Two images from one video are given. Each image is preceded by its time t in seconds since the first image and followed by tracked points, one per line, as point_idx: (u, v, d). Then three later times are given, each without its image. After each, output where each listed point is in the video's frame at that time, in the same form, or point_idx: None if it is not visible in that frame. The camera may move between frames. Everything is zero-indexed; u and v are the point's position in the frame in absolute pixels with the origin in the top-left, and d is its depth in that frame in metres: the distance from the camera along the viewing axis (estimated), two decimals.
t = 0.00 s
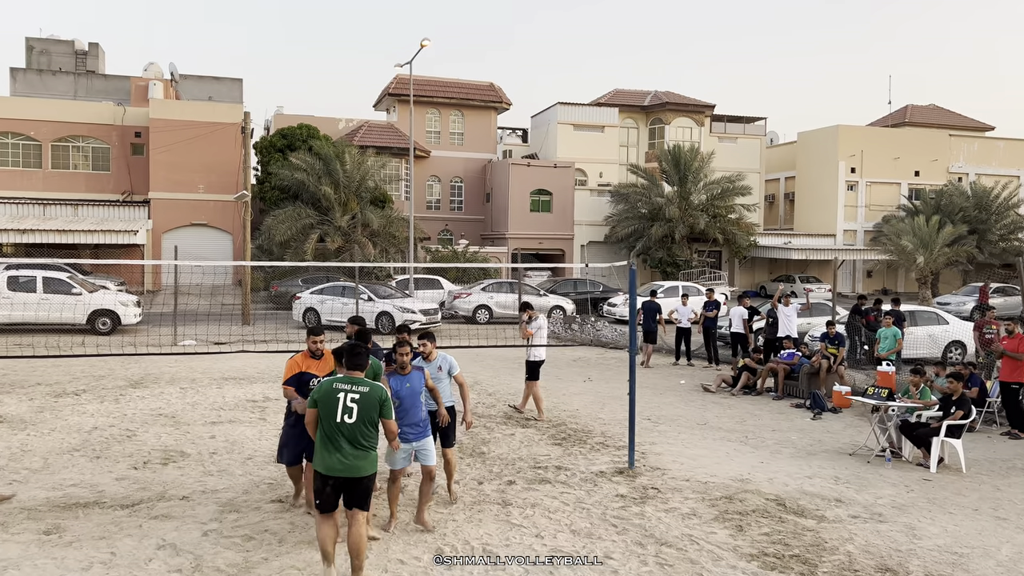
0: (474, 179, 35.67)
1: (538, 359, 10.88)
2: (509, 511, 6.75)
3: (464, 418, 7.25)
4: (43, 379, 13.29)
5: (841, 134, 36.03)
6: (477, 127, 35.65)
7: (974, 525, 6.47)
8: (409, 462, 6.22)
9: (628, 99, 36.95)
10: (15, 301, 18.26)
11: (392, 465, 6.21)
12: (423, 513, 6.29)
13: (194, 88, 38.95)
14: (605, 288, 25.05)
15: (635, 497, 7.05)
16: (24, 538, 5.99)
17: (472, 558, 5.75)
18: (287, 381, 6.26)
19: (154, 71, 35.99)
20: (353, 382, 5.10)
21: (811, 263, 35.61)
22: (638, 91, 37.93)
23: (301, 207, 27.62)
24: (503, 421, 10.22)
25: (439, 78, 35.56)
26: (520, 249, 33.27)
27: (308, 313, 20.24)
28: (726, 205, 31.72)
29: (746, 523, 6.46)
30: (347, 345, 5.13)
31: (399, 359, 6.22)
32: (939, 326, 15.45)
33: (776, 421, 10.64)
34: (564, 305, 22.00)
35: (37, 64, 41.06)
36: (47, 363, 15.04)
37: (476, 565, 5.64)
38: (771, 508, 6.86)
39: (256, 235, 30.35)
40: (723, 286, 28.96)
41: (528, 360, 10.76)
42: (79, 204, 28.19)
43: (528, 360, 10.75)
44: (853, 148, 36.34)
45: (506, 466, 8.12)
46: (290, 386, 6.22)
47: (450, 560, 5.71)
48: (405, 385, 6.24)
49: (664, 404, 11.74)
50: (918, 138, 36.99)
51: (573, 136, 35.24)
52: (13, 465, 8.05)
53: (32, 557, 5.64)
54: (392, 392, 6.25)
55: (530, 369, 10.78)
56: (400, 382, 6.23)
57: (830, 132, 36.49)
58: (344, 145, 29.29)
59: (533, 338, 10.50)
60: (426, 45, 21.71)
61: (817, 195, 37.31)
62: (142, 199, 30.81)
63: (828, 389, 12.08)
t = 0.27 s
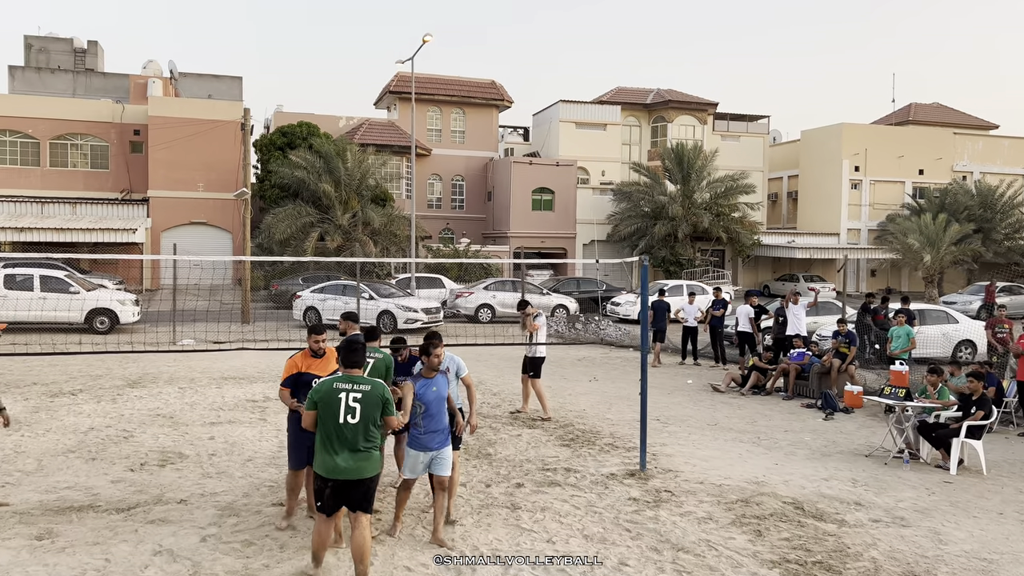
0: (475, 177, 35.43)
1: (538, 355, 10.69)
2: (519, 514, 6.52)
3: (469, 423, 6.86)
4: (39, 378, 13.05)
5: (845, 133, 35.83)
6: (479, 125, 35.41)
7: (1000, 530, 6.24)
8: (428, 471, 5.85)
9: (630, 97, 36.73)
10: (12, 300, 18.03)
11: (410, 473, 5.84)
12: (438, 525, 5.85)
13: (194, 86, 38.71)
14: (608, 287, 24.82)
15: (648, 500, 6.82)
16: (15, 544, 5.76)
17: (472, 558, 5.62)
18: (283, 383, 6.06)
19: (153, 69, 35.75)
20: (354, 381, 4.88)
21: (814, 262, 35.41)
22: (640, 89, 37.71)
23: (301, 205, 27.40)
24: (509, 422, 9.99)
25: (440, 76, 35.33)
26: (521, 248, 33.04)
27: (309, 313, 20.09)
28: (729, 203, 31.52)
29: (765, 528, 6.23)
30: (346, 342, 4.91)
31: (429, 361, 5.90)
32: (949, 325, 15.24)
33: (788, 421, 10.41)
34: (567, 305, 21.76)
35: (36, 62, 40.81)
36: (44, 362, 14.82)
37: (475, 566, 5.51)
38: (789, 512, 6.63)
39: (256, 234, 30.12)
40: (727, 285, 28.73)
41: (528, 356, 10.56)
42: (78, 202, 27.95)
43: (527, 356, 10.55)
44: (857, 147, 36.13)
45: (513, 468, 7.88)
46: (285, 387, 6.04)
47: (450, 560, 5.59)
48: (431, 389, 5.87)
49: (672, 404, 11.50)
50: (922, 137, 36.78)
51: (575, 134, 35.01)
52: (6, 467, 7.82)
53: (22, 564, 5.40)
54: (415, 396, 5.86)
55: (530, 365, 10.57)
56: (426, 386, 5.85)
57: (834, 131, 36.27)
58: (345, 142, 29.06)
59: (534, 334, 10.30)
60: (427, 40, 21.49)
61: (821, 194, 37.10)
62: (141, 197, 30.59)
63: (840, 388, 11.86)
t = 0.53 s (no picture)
0: (476, 175, 35.20)
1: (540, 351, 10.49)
2: (525, 518, 6.29)
3: (476, 430, 6.49)
4: (35, 377, 12.83)
5: (849, 131, 35.58)
6: (480, 123, 35.18)
7: None
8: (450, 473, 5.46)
9: (632, 95, 36.50)
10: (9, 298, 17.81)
11: (458, 479, 5.40)
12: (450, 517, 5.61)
13: (193, 85, 38.50)
14: (611, 286, 24.58)
15: (659, 503, 6.59)
16: (2, 548, 5.53)
17: (473, 558, 5.48)
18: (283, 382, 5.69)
19: (152, 67, 35.53)
20: (335, 376, 4.71)
21: (818, 261, 35.18)
22: (643, 87, 37.49)
23: (301, 204, 27.18)
24: (513, 421, 9.77)
25: (442, 73, 35.12)
26: (523, 246, 32.81)
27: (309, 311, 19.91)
28: (732, 202, 31.32)
29: (782, 532, 6.00)
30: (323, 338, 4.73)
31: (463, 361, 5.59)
32: (958, 323, 14.98)
33: (798, 422, 10.18)
34: (570, 303, 21.53)
35: (35, 61, 40.58)
36: (40, 361, 14.60)
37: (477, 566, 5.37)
38: (805, 515, 6.41)
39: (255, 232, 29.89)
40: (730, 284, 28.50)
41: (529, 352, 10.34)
42: (76, 201, 27.71)
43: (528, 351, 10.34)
44: (860, 145, 35.90)
45: (519, 469, 7.65)
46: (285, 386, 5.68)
47: (451, 560, 5.43)
48: (463, 387, 5.56)
49: (679, 404, 11.26)
50: (926, 134, 36.54)
51: (577, 132, 34.76)
52: None
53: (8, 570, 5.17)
54: (447, 395, 5.52)
55: (531, 361, 10.36)
56: (457, 384, 5.54)
57: (837, 129, 36.04)
58: (345, 140, 28.84)
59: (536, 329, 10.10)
60: (428, 34, 21.25)
61: (825, 192, 36.86)
62: (140, 195, 30.36)
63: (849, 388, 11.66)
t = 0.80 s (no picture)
0: (477, 173, 34.95)
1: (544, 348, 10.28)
2: (530, 519, 6.04)
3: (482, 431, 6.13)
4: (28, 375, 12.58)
5: (852, 128, 35.34)
6: (481, 120, 34.94)
7: None
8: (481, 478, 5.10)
9: (634, 92, 36.25)
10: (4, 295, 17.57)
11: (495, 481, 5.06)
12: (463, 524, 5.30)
13: (192, 82, 38.27)
14: (614, 284, 24.33)
15: (669, 504, 6.34)
16: None
17: (474, 558, 5.29)
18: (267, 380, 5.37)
19: (151, 64, 35.29)
20: (321, 367, 4.59)
21: (821, 260, 34.94)
22: (645, 84, 37.25)
23: (301, 201, 26.96)
24: (516, 420, 9.53)
25: (442, 70, 34.88)
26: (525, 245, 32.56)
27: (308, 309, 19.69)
28: (735, 200, 31.07)
29: (799, 534, 5.76)
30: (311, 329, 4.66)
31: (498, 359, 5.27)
32: (967, 321, 14.73)
33: (808, 420, 9.93)
34: (573, 301, 21.27)
35: (33, 58, 40.33)
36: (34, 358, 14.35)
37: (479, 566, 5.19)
38: (821, 517, 6.16)
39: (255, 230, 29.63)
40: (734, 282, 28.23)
41: (534, 349, 10.14)
42: (74, 198, 27.48)
43: (533, 348, 10.14)
44: (864, 143, 35.64)
45: (523, 468, 7.41)
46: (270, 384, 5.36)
47: (451, 560, 5.25)
48: (498, 388, 5.22)
49: (686, 402, 11.01)
50: (930, 132, 36.29)
51: (579, 130, 34.52)
52: None
53: None
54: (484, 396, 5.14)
55: (536, 358, 10.16)
56: (495, 383, 5.21)
57: (841, 126, 35.78)
58: (345, 137, 28.60)
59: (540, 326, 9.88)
60: (429, 29, 20.98)
61: (828, 190, 36.62)
62: (139, 193, 30.13)
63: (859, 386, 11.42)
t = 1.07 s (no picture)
0: (478, 171, 34.70)
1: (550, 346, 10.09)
2: (536, 523, 5.81)
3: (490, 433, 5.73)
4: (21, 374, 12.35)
5: (856, 126, 35.09)
6: (482, 118, 34.71)
7: None
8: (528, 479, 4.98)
9: (636, 90, 36.01)
10: None
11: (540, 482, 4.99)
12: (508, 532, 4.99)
13: (192, 80, 38.06)
14: (617, 283, 24.10)
15: (681, 507, 6.10)
16: None
17: (473, 558, 5.13)
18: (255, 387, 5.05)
19: (150, 61, 35.06)
20: (325, 362, 4.35)
21: (824, 258, 34.73)
22: (647, 82, 37.01)
23: (301, 199, 26.74)
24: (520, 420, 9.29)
25: (443, 68, 34.64)
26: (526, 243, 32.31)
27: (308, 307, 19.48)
28: (738, 198, 30.82)
29: (816, 539, 5.52)
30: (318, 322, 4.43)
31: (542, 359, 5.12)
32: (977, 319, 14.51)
33: (819, 421, 9.69)
34: (576, 300, 21.04)
35: (32, 56, 40.10)
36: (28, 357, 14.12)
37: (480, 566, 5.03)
38: (839, 521, 5.91)
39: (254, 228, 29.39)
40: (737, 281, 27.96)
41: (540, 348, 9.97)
42: (72, 196, 27.23)
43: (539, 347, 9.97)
44: (868, 141, 35.39)
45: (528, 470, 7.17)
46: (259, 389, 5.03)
47: (450, 561, 5.09)
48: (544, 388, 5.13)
49: (693, 402, 10.77)
50: (934, 130, 36.07)
51: (580, 128, 34.27)
52: None
53: None
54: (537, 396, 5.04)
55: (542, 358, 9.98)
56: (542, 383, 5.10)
57: (844, 125, 35.53)
58: (345, 135, 28.37)
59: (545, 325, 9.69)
60: (429, 24, 20.74)
61: (831, 188, 36.40)
62: (137, 191, 29.89)
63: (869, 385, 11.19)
